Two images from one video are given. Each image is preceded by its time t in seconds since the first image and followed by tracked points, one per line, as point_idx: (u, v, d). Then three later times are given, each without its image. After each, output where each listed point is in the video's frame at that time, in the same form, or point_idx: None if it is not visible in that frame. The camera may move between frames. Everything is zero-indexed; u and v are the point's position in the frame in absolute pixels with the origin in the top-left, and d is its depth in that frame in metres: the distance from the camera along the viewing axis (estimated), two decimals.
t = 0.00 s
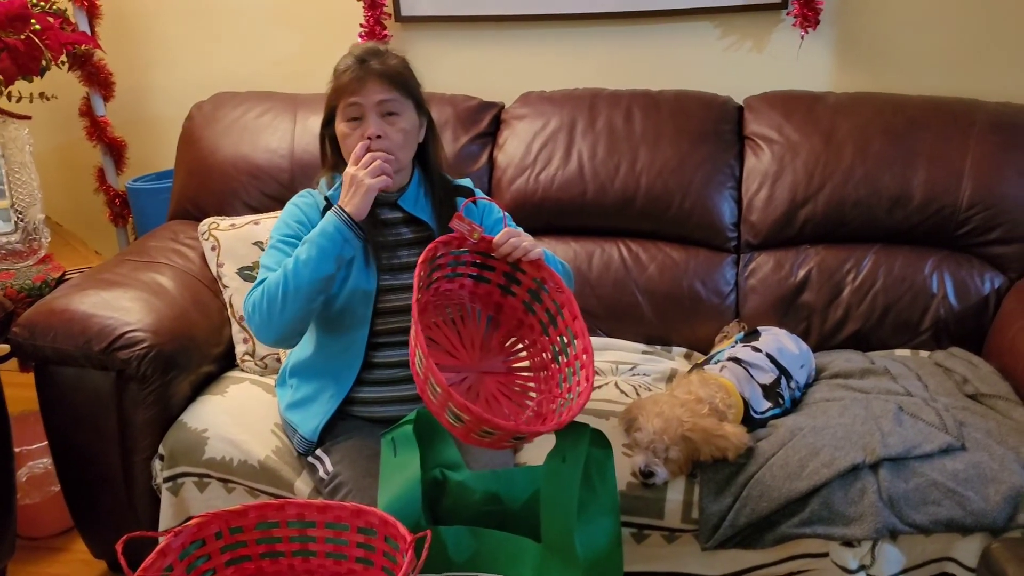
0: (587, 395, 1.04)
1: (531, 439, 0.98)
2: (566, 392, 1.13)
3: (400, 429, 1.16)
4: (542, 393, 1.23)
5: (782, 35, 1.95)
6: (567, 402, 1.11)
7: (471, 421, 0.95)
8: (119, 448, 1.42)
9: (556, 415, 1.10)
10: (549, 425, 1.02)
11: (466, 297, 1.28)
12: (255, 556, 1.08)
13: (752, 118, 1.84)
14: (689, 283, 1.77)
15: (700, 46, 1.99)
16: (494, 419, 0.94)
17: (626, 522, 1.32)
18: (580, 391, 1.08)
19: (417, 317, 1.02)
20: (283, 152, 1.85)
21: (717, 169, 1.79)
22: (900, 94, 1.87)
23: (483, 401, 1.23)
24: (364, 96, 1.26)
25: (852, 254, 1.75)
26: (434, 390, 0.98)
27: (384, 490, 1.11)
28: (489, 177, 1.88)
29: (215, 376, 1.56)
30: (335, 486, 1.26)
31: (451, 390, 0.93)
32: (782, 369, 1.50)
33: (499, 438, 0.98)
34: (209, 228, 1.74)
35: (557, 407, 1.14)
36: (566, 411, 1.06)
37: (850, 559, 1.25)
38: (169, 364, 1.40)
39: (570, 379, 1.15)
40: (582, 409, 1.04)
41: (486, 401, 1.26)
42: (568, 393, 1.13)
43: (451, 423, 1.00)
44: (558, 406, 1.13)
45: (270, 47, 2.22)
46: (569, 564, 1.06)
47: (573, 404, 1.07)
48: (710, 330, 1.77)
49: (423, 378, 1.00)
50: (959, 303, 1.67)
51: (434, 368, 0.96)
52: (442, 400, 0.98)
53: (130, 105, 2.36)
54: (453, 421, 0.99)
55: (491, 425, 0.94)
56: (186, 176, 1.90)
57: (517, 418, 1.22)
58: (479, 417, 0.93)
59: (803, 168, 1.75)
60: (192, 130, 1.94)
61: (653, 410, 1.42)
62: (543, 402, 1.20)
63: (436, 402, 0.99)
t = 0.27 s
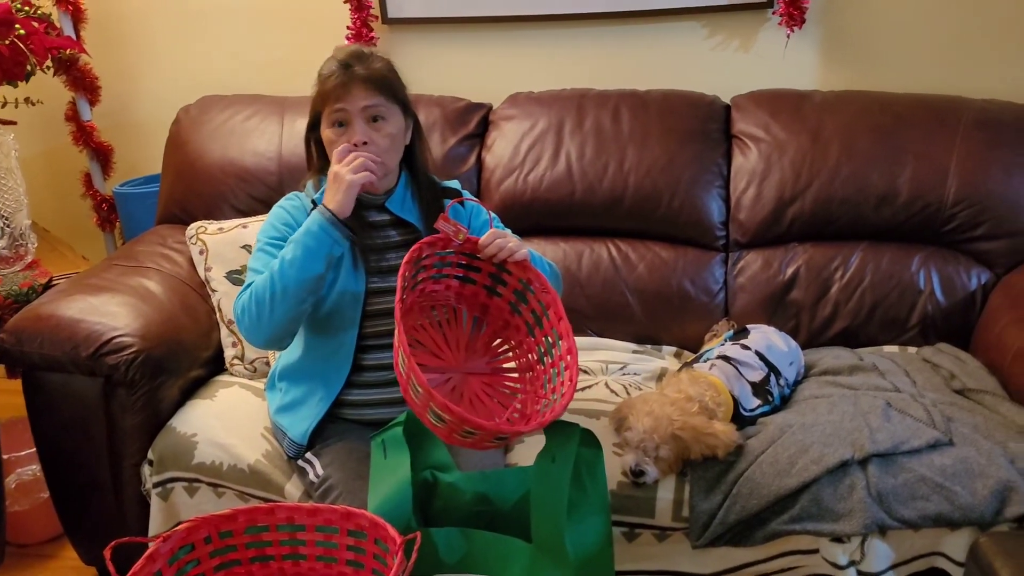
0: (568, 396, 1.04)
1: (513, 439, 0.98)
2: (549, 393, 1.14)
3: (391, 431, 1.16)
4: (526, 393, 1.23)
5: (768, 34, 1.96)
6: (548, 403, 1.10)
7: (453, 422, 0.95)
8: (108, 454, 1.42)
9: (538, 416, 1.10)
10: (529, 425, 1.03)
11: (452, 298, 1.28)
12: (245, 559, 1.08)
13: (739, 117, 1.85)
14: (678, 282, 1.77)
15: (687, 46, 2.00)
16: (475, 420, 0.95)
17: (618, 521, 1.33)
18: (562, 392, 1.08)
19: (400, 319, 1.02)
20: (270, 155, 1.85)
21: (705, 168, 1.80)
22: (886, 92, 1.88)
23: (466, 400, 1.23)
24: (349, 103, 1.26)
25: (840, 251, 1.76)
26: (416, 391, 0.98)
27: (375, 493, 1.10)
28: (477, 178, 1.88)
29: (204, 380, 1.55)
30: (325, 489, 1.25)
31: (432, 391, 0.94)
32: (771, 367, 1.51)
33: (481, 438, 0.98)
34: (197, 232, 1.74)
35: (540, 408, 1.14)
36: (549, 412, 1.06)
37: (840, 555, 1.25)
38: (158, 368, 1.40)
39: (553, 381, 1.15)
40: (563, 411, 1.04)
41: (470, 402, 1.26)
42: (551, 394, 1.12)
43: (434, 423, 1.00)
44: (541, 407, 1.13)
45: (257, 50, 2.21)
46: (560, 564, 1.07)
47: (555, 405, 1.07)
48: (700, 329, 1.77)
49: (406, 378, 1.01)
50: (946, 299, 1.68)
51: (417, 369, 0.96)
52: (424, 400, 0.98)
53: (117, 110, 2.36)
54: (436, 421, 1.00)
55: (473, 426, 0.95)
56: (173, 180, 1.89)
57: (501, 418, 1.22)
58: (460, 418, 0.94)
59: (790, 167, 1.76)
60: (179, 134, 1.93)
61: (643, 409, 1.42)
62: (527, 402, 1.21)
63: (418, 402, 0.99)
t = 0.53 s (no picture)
0: (581, 384, 1.06)
1: (530, 428, 0.99)
2: (557, 385, 1.15)
3: (375, 432, 1.16)
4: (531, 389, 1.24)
5: (749, 33, 1.97)
6: (560, 394, 1.12)
7: (470, 412, 0.95)
8: (91, 458, 1.41)
9: (550, 407, 1.11)
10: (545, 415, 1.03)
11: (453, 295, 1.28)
12: (231, 561, 1.08)
13: (720, 116, 1.86)
14: (662, 281, 1.78)
15: (668, 45, 2.01)
16: (494, 409, 0.95)
17: (603, 519, 1.33)
18: (574, 382, 1.09)
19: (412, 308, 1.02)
20: (252, 157, 1.84)
21: (687, 167, 1.80)
22: (866, 90, 1.89)
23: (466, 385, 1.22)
24: (338, 120, 1.24)
25: (822, 249, 1.77)
26: (432, 383, 0.98)
27: (359, 494, 1.10)
28: (460, 179, 1.88)
29: (188, 382, 1.55)
30: (310, 490, 1.25)
31: (451, 381, 0.93)
32: (754, 364, 1.52)
33: (498, 428, 0.98)
34: (179, 235, 1.73)
35: (547, 401, 1.15)
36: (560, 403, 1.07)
37: (823, 551, 1.26)
38: (142, 371, 1.39)
39: (561, 373, 1.16)
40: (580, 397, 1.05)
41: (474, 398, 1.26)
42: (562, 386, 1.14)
43: (449, 416, 1.00)
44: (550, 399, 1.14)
45: (239, 51, 2.20)
46: (546, 562, 1.07)
47: (568, 395, 1.08)
48: (683, 327, 1.78)
49: (418, 372, 1.00)
50: (927, 295, 1.69)
51: (433, 359, 0.95)
52: (440, 392, 0.98)
53: (99, 112, 2.34)
54: (451, 413, 0.99)
55: (491, 415, 0.95)
56: (155, 182, 1.88)
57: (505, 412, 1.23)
58: (479, 407, 0.93)
59: (772, 165, 1.77)
60: (161, 135, 1.92)
61: (627, 407, 1.43)
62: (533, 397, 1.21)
63: (433, 395, 0.99)
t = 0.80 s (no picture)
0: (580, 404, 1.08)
1: (529, 454, 0.99)
2: (556, 403, 1.16)
3: (372, 431, 1.15)
4: (530, 403, 1.25)
5: (745, 31, 1.97)
6: (559, 412, 1.13)
7: (470, 441, 0.95)
8: (87, 458, 1.40)
9: (550, 426, 1.13)
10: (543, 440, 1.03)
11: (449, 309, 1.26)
12: (227, 561, 1.08)
13: (717, 114, 1.86)
14: (658, 279, 1.78)
15: (664, 42, 2.01)
16: (493, 437, 0.94)
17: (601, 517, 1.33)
18: (574, 401, 1.11)
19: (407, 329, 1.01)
20: (247, 155, 1.84)
21: (683, 165, 1.80)
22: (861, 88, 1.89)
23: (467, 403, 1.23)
24: (340, 119, 1.24)
25: (818, 246, 1.77)
26: (431, 411, 0.96)
27: (356, 492, 1.10)
28: (456, 177, 1.87)
29: (184, 382, 1.54)
30: (307, 489, 1.25)
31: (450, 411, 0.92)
32: (751, 362, 1.52)
33: (498, 454, 0.98)
34: (174, 233, 1.72)
35: (547, 417, 1.17)
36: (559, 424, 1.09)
37: (820, 547, 1.26)
38: (137, 371, 1.39)
39: (559, 390, 1.17)
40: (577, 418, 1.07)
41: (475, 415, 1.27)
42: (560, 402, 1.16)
43: (448, 442, 0.99)
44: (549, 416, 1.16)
45: (233, 49, 2.19)
46: (545, 561, 1.07)
47: (567, 416, 1.09)
48: (680, 325, 1.78)
49: (416, 398, 1.00)
50: (923, 292, 1.70)
51: (432, 388, 0.94)
52: (439, 420, 0.97)
53: (92, 111, 2.33)
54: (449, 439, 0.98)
55: (492, 443, 0.95)
56: (149, 181, 1.87)
57: (506, 430, 1.24)
58: (479, 436, 0.93)
59: (768, 162, 1.77)
60: (154, 134, 1.91)
61: (625, 406, 1.43)
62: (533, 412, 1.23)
63: (432, 422, 0.98)
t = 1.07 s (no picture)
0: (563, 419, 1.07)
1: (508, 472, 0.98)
2: (540, 415, 1.15)
3: (371, 431, 1.16)
4: (514, 412, 1.24)
5: (741, 30, 1.97)
6: (544, 425, 1.12)
7: (449, 458, 0.94)
8: (84, 459, 1.40)
9: (535, 440, 1.11)
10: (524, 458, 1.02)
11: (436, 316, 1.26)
12: (227, 562, 1.08)
13: (713, 113, 1.86)
14: (655, 278, 1.78)
15: (660, 42, 2.01)
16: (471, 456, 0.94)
17: (599, 517, 1.33)
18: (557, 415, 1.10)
19: (389, 339, 1.01)
20: (244, 155, 1.83)
21: (680, 164, 1.80)
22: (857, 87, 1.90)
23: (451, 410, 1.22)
24: (339, 114, 1.24)
25: (815, 246, 1.78)
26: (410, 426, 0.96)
27: (356, 492, 1.10)
28: (453, 177, 1.87)
29: (181, 382, 1.54)
30: (305, 490, 1.25)
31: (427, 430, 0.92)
32: (748, 362, 1.52)
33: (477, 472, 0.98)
34: (171, 233, 1.71)
35: (532, 429, 1.16)
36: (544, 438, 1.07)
37: (818, 547, 1.27)
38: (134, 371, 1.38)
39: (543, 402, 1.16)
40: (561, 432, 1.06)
41: (460, 426, 1.25)
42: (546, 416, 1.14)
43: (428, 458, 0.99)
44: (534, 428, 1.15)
45: (229, 48, 2.19)
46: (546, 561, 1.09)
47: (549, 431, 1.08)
48: (677, 324, 1.78)
49: (396, 412, 0.99)
50: (919, 292, 1.71)
51: (410, 406, 0.95)
52: (418, 436, 0.97)
53: (87, 110, 2.32)
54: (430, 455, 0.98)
55: (469, 462, 0.94)
56: (145, 181, 1.87)
57: (491, 441, 1.23)
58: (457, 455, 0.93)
59: (765, 162, 1.78)
60: (150, 133, 1.91)
61: (623, 405, 1.43)
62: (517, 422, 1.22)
63: (412, 437, 0.98)
